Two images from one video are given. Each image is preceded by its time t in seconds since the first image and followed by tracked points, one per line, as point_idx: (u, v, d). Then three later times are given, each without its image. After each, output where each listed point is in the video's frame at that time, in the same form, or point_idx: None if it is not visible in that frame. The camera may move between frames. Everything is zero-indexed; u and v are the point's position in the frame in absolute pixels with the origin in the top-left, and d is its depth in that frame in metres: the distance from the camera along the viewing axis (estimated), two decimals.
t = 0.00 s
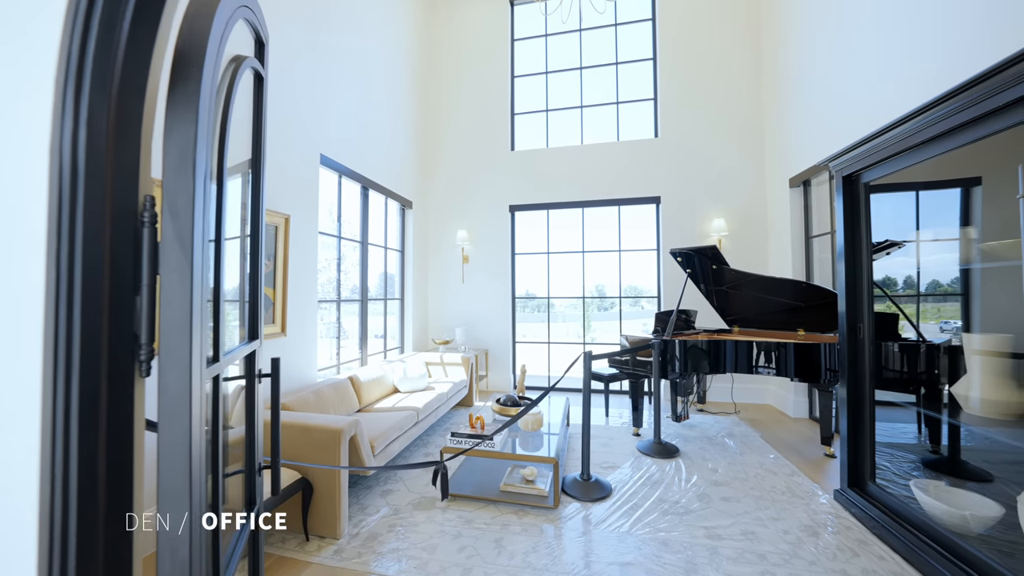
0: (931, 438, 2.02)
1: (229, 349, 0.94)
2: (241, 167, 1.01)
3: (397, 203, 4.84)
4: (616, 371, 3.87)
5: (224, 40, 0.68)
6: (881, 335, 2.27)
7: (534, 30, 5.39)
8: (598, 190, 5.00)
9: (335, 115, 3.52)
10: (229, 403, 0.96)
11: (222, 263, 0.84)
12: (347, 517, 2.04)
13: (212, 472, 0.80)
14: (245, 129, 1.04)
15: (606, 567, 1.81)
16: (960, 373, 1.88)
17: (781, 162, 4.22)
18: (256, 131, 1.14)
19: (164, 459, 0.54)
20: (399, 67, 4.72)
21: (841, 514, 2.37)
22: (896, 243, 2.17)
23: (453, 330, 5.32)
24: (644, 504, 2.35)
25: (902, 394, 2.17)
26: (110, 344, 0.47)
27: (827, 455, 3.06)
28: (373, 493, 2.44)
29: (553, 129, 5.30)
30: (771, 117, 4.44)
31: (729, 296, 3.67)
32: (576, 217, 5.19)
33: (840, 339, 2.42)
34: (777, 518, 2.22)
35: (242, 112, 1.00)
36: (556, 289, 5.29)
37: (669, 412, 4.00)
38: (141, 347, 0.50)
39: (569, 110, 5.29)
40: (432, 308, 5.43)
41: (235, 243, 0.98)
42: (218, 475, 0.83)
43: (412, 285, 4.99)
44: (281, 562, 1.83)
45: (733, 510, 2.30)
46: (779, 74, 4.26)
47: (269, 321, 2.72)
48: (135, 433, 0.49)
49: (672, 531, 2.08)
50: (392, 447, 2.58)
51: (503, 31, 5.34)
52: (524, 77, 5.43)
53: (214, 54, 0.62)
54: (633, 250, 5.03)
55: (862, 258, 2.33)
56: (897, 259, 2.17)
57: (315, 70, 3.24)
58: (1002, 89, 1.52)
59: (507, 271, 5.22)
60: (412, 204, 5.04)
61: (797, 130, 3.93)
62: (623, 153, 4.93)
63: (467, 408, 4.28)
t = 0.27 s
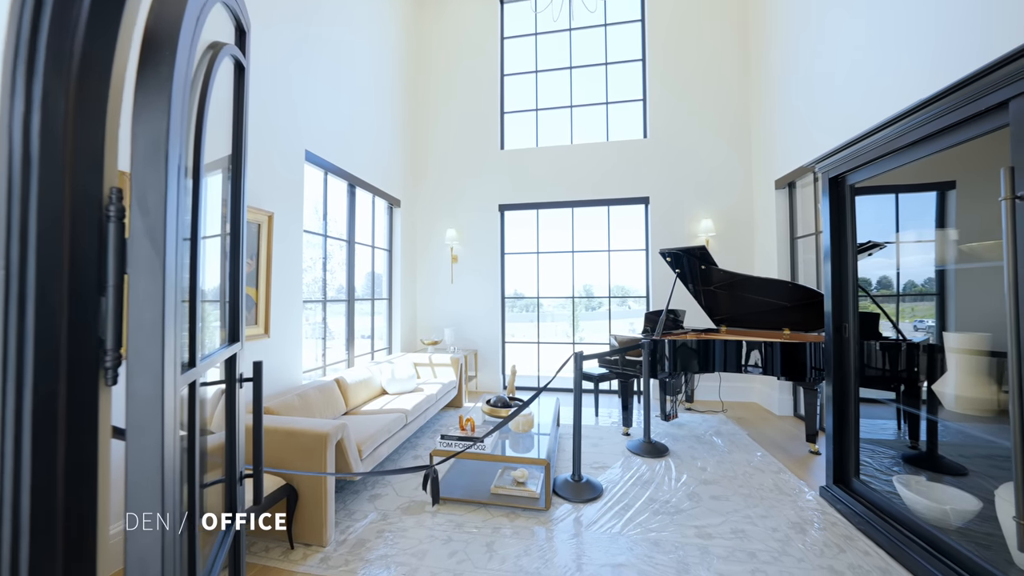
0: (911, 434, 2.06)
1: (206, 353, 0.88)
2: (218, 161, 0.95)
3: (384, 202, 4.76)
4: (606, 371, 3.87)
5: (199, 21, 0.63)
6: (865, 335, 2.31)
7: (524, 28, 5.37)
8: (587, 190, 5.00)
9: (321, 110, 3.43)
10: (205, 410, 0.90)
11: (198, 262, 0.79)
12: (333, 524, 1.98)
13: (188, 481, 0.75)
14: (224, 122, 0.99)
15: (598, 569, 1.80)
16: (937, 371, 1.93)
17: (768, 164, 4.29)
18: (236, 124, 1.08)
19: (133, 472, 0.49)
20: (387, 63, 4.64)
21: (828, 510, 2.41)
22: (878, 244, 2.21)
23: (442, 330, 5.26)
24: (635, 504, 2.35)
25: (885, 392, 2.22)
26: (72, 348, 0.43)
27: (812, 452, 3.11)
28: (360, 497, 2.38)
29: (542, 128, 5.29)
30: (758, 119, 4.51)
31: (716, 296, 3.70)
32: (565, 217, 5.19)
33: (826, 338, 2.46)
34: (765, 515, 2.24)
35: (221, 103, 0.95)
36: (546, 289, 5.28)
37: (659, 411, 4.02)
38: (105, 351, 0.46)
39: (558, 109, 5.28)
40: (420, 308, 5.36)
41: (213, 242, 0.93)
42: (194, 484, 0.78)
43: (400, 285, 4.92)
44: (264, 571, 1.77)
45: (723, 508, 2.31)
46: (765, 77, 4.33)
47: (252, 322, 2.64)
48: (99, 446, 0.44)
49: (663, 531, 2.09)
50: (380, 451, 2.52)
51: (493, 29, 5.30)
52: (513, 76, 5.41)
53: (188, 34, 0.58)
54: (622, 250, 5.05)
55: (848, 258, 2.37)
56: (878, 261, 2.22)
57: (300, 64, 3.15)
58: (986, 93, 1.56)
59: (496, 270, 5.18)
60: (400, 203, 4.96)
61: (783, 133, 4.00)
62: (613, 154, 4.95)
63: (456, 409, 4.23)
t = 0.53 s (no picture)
0: (891, 431, 2.10)
1: (183, 357, 0.84)
2: (197, 154, 0.90)
3: (372, 200, 4.68)
4: (596, 371, 3.87)
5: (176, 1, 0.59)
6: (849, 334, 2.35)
7: (514, 27, 5.35)
8: (576, 190, 5.01)
9: (307, 106, 3.35)
10: (183, 416, 0.86)
11: (175, 261, 0.74)
12: (319, 531, 1.93)
13: (162, 493, 0.71)
14: (205, 115, 0.95)
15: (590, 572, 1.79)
16: (914, 369, 1.97)
17: (754, 166, 4.35)
18: (217, 116, 1.04)
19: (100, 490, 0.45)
20: (375, 59, 4.56)
21: (813, 507, 2.45)
22: (861, 245, 2.25)
23: (431, 331, 5.20)
24: (626, 504, 2.35)
25: (865, 390, 2.26)
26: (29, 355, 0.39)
27: (797, 450, 3.17)
28: (347, 503, 2.32)
29: (532, 127, 5.28)
30: (744, 122, 4.58)
31: (703, 296, 3.74)
32: (555, 217, 5.19)
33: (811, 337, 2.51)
34: (754, 514, 2.27)
35: (201, 94, 0.91)
36: (535, 289, 5.26)
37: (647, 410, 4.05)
38: (68, 357, 0.43)
39: (548, 109, 5.27)
40: (408, 308, 5.29)
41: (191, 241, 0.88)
42: (170, 495, 0.73)
43: (387, 285, 4.84)
44: None
45: (712, 507, 2.33)
46: (751, 81, 4.40)
47: (234, 322, 2.55)
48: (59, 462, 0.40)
49: (655, 531, 2.09)
50: (368, 454, 2.46)
51: (482, 27, 5.26)
52: (503, 75, 5.38)
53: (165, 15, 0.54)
54: (611, 250, 5.07)
55: (833, 259, 2.41)
56: (859, 262, 2.26)
57: (285, 57, 3.07)
58: (968, 98, 1.59)
59: (485, 270, 5.14)
60: (388, 201, 4.89)
61: (769, 136, 4.07)
62: (603, 154, 4.96)
63: (444, 411, 4.18)
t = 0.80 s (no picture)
0: (874, 428, 2.14)
1: (160, 361, 0.80)
2: (177, 148, 0.86)
3: (360, 199, 4.60)
4: (586, 371, 3.87)
5: None
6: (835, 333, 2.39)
7: (505, 27, 5.33)
8: (567, 191, 5.01)
9: (293, 102, 3.27)
10: (160, 423, 0.81)
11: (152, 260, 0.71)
12: (305, 539, 1.88)
13: (136, 504, 0.67)
14: (185, 107, 0.91)
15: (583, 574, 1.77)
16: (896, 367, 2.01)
17: (741, 168, 4.42)
18: (197, 109, 0.99)
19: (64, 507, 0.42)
20: (364, 56, 4.49)
21: (801, 504, 2.49)
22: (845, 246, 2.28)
23: (420, 332, 5.14)
24: (618, 505, 2.35)
25: (848, 387, 2.30)
26: None
27: (784, 448, 3.22)
28: (334, 508, 2.27)
29: (522, 127, 5.26)
30: (731, 125, 4.64)
31: (692, 297, 3.77)
32: (545, 217, 5.18)
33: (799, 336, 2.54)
34: (743, 512, 2.29)
35: (179, 84, 0.86)
36: (526, 289, 5.25)
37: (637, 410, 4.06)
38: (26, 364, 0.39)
39: (538, 109, 5.27)
40: (397, 308, 5.22)
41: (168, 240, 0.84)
42: (144, 506, 0.69)
43: (376, 285, 4.77)
44: None
45: (703, 506, 2.35)
46: (739, 85, 4.46)
47: (216, 324, 2.48)
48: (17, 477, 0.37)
49: (646, 532, 2.09)
50: (356, 458, 2.41)
51: (473, 26, 5.23)
52: (494, 74, 5.36)
53: None
54: (601, 251, 5.09)
55: (820, 260, 2.45)
56: (842, 264, 2.30)
57: (270, 52, 2.99)
58: (950, 103, 1.63)
59: (476, 271, 5.11)
60: (377, 200, 4.81)
61: (756, 140, 4.15)
62: (593, 155, 4.98)
63: (434, 412, 4.13)
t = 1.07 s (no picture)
0: (858, 426, 2.18)
1: (138, 364, 0.76)
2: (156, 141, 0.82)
3: (348, 198, 4.53)
4: (577, 372, 3.87)
5: None
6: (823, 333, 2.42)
7: (495, 26, 5.31)
8: (557, 191, 5.01)
9: (280, 97, 3.19)
10: (136, 429, 0.77)
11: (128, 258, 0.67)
12: (292, 546, 1.82)
13: (108, 516, 0.62)
14: (165, 98, 0.87)
15: None
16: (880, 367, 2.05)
17: (729, 170, 4.47)
18: (179, 99, 0.95)
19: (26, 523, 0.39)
20: (352, 52, 4.42)
21: (789, 502, 2.52)
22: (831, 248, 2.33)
23: (410, 332, 5.08)
24: (610, 506, 2.34)
25: (831, 385, 2.36)
26: None
27: (772, 447, 3.26)
28: (323, 514, 2.21)
29: (513, 127, 5.25)
30: (719, 128, 4.70)
31: (682, 297, 3.79)
32: (536, 218, 5.17)
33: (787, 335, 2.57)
34: (734, 511, 2.30)
35: (159, 73, 0.82)
36: (516, 289, 5.23)
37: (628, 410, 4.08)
38: None
39: (529, 109, 5.25)
40: (386, 309, 5.15)
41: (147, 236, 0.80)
42: (119, 515, 0.65)
43: (364, 285, 4.69)
44: None
45: (694, 505, 2.36)
46: (727, 88, 4.52)
47: (199, 325, 2.40)
48: None
49: (639, 532, 2.09)
50: (345, 462, 2.36)
51: (463, 24, 5.19)
52: (484, 73, 5.33)
53: None
54: (592, 251, 5.10)
55: (808, 262, 2.48)
56: (827, 266, 2.36)
57: (256, 46, 2.92)
58: (935, 107, 1.66)
59: (466, 271, 5.07)
60: (365, 199, 4.74)
61: (743, 142, 4.21)
62: (584, 155, 4.99)
63: (424, 414, 4.08)
